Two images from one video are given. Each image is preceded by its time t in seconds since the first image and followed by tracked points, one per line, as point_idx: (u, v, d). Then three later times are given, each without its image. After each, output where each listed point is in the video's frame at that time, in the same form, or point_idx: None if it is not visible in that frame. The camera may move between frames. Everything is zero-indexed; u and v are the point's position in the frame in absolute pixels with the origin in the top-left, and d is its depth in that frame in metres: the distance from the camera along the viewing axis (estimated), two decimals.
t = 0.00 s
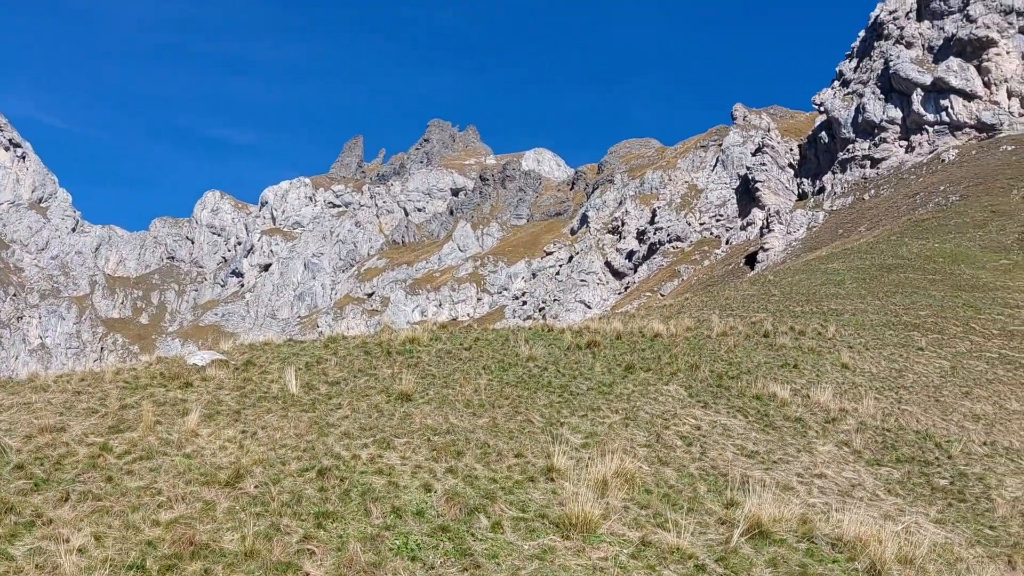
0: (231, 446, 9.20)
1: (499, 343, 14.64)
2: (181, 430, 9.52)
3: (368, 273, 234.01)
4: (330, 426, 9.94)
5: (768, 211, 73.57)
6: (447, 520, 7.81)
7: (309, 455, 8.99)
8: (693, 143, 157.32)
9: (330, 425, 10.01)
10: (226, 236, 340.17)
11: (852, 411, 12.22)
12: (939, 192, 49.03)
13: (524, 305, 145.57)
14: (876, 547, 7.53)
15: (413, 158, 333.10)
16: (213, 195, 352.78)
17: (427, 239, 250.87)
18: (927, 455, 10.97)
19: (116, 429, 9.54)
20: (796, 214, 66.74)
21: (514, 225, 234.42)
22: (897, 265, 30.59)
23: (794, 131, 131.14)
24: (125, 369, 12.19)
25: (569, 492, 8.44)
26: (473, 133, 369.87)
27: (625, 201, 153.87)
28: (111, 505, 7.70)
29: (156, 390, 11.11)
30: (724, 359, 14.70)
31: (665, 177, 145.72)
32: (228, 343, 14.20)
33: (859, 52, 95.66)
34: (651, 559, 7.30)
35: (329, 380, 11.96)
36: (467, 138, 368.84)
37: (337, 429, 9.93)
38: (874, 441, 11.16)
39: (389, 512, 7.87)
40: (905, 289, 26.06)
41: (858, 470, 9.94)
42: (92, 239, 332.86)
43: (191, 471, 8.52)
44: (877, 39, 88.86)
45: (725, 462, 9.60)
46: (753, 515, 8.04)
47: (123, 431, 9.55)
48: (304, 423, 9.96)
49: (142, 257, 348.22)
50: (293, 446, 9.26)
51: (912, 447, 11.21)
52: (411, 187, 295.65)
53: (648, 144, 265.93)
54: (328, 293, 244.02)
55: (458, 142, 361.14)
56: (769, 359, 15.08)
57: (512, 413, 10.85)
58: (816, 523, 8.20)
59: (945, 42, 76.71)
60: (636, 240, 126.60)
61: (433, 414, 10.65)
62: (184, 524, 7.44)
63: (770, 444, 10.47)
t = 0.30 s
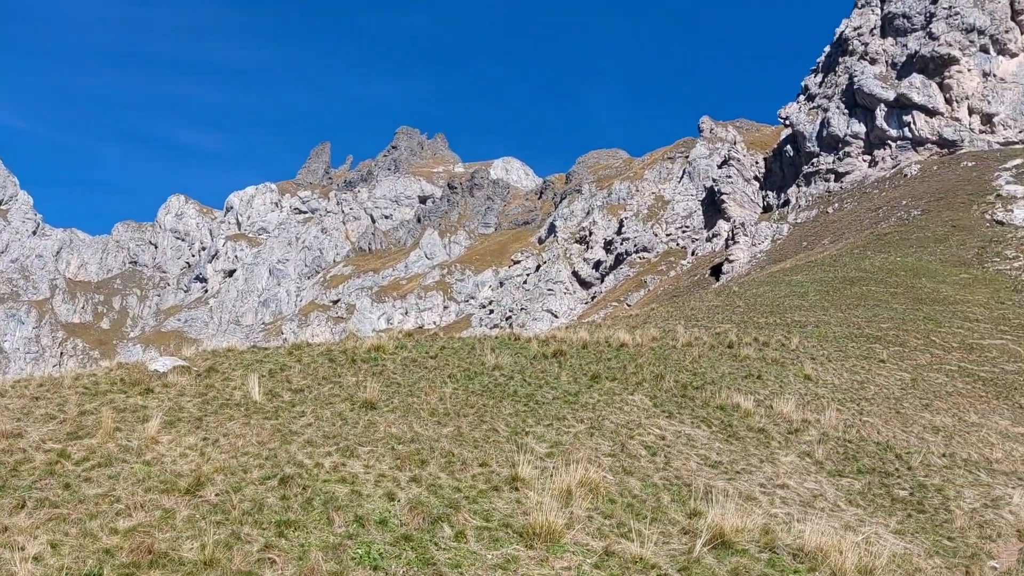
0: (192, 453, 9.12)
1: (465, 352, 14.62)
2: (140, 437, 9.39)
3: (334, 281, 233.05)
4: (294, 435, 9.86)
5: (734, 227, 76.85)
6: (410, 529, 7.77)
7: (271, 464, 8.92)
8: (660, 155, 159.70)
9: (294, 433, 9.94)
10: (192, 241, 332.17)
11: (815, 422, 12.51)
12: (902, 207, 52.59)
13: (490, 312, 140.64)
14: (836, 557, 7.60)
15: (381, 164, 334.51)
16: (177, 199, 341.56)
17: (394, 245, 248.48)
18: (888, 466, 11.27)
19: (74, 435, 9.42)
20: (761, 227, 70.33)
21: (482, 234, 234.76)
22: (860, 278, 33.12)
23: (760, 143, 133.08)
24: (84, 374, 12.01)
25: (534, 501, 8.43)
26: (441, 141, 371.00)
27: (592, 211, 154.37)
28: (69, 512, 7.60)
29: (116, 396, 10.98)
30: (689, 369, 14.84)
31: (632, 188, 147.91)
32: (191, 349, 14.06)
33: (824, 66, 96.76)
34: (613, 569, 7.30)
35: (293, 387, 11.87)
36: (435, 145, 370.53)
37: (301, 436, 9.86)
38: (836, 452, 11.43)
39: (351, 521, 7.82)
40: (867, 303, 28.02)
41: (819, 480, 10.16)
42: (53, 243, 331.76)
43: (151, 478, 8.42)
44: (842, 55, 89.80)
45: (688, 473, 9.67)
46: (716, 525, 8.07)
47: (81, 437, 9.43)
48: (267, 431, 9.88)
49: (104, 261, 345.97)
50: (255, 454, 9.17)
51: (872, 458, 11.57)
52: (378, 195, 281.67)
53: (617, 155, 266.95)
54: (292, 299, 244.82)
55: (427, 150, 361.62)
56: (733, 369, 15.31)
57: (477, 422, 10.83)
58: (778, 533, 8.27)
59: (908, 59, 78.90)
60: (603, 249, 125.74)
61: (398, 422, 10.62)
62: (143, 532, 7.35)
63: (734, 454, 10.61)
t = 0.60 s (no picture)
0: (167, 460, 9.07)
1: (444, 361, 14.61)
2: (115, 444, 9.34)
3: (314, 288, 231.95)
4: (271, 443, 9.80)
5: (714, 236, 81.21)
6: (385, 539, 7.74)
7: (247, 472, 8.86)
8: (642, 167, 160.73)
9: (271, 441, 9.90)
10: (168, 247, 330.20)
11: (792, 435, 12.77)
12: (880, 220, 54.17)
13: (470, 322, 137.57)
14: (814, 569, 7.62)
15: (363, 173, 332.56)
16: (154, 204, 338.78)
17: (375, 254, 246.96)
18: (864, 479, 11.62)
19: (47, 441, 9.35)
20: (741, 240, 72.54)
21: (462, 243, 232.65)
22: (838, 291, 34.50)
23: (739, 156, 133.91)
24: (59, 381, 11.89)
25: (511, 512, 8.40)
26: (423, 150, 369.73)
27: (573, 221, 154.94)
28: (40, 519, 7.52)
29: (90, 402, 10.89)
30: (667, 380, 14.99)
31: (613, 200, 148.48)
32: (168, 355, 13.96)
33: (802, 82, 98.38)
34: None
35: (270, 395, 11.80)
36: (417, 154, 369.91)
37: (277, 445, 9.79)
38: (813, 465, 11.66)
39: (327, 530, 7.78)
40: (844, 316, 29.19)
41: (795, 493, 10.33)
42: (30, 247, 332.08)
43: (124, 486, 8.34)
44: (824, 70, 91.61)
45: (666, 484, 9.71)
46: (693, 537, 8.07)
47: (54, 443, 9.35)
48: (244, 439, 9.82)
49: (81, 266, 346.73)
50: (231, 462, 9.13)
51: (848, 471, 11.86)
52: (359, 203, 296.89)
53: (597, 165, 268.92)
54: (272, 306, 245.55)
55: (409, 158, 359.95)
56: (712, 382, 15.53)
57: (455, 432, 10.82)
58: (754, 546, 8.29)
59: (887, 76, 79.35)
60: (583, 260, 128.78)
61: (375, 431, 10.58)
62: (115, 540, 7.27)
63: (710, 465, 10.71)
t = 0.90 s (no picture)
0: (139, 465, 8.99)
1: (420, 367, 14.63)
2: (87, 448, 9.28)
3: (289, 292, 230.42)
4: (244, 448, 9.75)
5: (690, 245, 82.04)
6: (360, 545, 7.72)
7: (221, 477, 8.82)
8: (619, 174, 161.03)
9: (245, 446, 9.84)
10: (142, 250, 333.30)
11: (766, 441, 13.11)
12: (855, 229, 55.45)
13: (447, 328, 140.01)
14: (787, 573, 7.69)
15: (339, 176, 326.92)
16: (130, 208, 344.01)
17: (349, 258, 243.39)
18: (837, 486, 12.20)
19: (17, 445, 9.25)
20: (717, 248, 73.61)
21: (439, 248, 229.54)
22: (813, 299, 35.51)
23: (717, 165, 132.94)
24: (29, 384, 11.77)
25: (486, 518, 8.40)
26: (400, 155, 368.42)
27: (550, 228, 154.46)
28: (11, 524, 7.41)
29: (61, 407, 10.81)
30: (642, 387, 15.21)
31: (591, 207, 145.75)
32: (141, 360, 13.88)
33: (780, 90, 99.95)
34: None
35: (244, 400, 11.75)
36: (394, 159, 368.23)
37: (251, 450, 9.76)
38: (788, 471, 12.06)
39: (301, 536, 7.75)
40: (818, 324, 29.98)
41: (770, 499, 10.59)
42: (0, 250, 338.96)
43: (95, 491, 8.28)
44: (798, 79, 92.30)
45: (641, 490, 9.81)
46: (667, 543, 8.10)
47: (25, 448, 9.25)
48: (217, 443, 9.78)
49: (54, 269, 354.12)
50: (204, 467, 9.07)
51: (822, 478, 12.38)
52: (335, 207, 287.32)
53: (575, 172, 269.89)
54: (247, 310, 235.91)
55: (386, 163, 358.04)
56: (688, 389, 15.79)
57: (431, 437, 10.80)
58: (728, 551, 8.34)
59: (863, 84, 80.88)
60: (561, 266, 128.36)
61: (350, 437, 10.56)
62: (86, 545, 7.18)
63: (686, 471, 10.86)
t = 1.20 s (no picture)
0: (99, 471, 8.92)
1: (386, 371, 14.74)
2: (45, 453, 9.19)
3: (253, 296, 227.45)
4: (206, 453, 9.68)
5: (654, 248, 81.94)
6: (324, 550, 7.68)
7: (182, 482, 8.75)
8: (585, 178, 159.97)
9: (207, 451, 9.79)
10: (104, 252, 328.03)
11: (730, 444, 13.57)
12: (816, 235, 58.85)
13: (412, 332, 136.03)
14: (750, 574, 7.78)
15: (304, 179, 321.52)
16: (90, 209, 334.34)
17: (314, 262, 244.66)
18: (801, 488, 12.70)
19: None
20: (682, 252, 74.33)
21: (405, 251, 227.40)
22: (776, 303, 36.71)
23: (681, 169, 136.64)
24: None
25: (451, 522, 8.40)
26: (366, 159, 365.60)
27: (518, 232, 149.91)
28: None
29: (18, 411, 10.67)
30: (608, 390, 15.67)
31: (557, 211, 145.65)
32: (101, 363, 13.79)
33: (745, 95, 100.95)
34: None
35: (207, 404, 11.71)
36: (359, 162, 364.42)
37: (213, 455, 9.70)
38: (751, 474, 12.51)
39: (263, 541, 7.71)
40: (781, 327, 31.05)
41: (733, 502, 10.98)
42: None
43: (55, 497, 8.19)
44: (763, 85, 94.02)
45: (606, 493, 9.99)
46: (632, 546, 8.16)
47: None
48: (178, 448, 9.72)
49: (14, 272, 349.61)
50: (165, 473, 9.00)
51: (786, 481, 12.84)
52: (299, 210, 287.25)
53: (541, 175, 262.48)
54: (210, 315, 234.94)
55: (350, 165, 355.14)
56: (653, 392, 16.26)
57: (396, 441, 10.84)
58: (692, 554, 8.41)
59: (825, 91, 82.00)
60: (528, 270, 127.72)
61: (314, 441, 10.54)
62: (44, 552, 7.07)
63: (652, 474, 11.13)
